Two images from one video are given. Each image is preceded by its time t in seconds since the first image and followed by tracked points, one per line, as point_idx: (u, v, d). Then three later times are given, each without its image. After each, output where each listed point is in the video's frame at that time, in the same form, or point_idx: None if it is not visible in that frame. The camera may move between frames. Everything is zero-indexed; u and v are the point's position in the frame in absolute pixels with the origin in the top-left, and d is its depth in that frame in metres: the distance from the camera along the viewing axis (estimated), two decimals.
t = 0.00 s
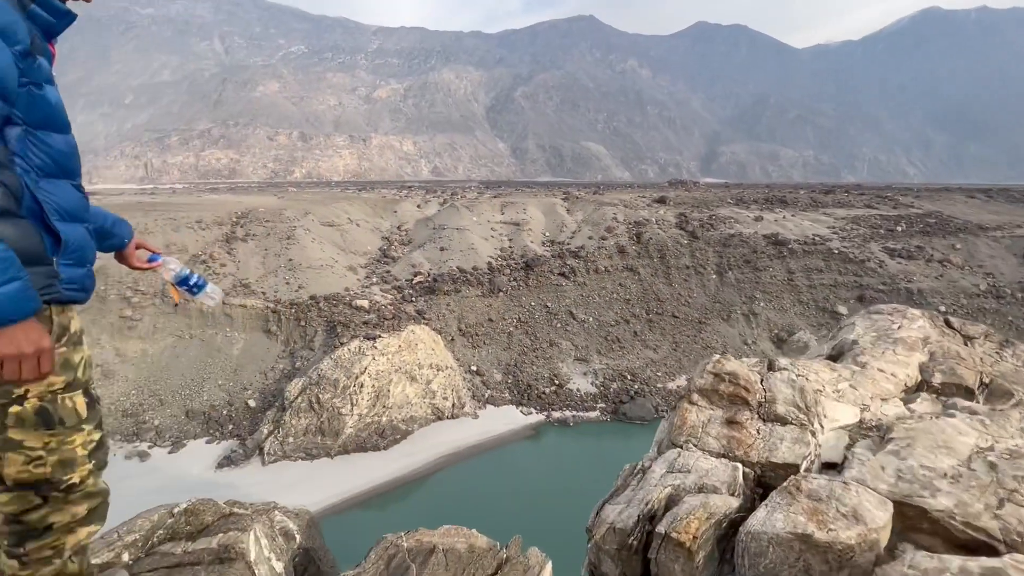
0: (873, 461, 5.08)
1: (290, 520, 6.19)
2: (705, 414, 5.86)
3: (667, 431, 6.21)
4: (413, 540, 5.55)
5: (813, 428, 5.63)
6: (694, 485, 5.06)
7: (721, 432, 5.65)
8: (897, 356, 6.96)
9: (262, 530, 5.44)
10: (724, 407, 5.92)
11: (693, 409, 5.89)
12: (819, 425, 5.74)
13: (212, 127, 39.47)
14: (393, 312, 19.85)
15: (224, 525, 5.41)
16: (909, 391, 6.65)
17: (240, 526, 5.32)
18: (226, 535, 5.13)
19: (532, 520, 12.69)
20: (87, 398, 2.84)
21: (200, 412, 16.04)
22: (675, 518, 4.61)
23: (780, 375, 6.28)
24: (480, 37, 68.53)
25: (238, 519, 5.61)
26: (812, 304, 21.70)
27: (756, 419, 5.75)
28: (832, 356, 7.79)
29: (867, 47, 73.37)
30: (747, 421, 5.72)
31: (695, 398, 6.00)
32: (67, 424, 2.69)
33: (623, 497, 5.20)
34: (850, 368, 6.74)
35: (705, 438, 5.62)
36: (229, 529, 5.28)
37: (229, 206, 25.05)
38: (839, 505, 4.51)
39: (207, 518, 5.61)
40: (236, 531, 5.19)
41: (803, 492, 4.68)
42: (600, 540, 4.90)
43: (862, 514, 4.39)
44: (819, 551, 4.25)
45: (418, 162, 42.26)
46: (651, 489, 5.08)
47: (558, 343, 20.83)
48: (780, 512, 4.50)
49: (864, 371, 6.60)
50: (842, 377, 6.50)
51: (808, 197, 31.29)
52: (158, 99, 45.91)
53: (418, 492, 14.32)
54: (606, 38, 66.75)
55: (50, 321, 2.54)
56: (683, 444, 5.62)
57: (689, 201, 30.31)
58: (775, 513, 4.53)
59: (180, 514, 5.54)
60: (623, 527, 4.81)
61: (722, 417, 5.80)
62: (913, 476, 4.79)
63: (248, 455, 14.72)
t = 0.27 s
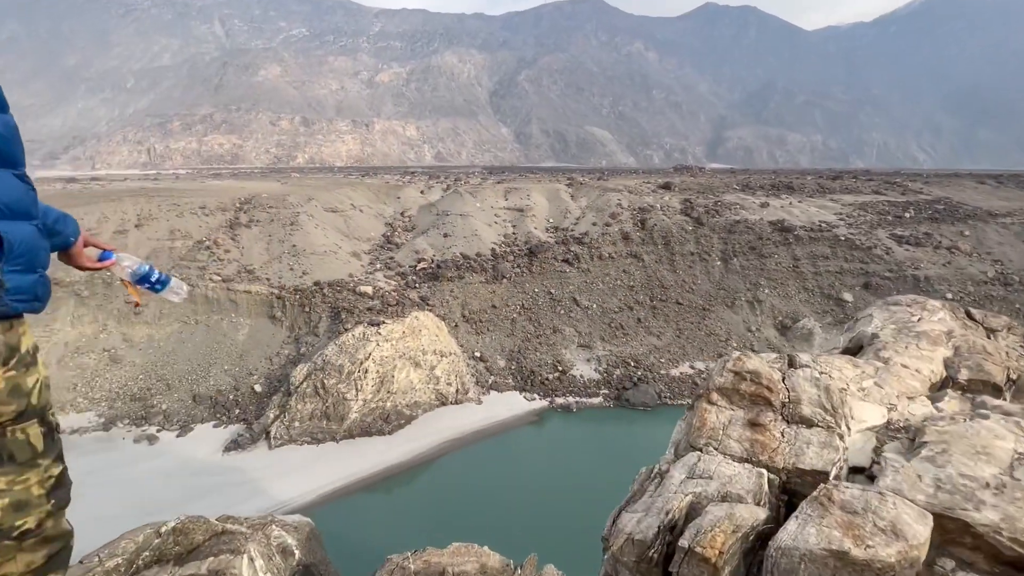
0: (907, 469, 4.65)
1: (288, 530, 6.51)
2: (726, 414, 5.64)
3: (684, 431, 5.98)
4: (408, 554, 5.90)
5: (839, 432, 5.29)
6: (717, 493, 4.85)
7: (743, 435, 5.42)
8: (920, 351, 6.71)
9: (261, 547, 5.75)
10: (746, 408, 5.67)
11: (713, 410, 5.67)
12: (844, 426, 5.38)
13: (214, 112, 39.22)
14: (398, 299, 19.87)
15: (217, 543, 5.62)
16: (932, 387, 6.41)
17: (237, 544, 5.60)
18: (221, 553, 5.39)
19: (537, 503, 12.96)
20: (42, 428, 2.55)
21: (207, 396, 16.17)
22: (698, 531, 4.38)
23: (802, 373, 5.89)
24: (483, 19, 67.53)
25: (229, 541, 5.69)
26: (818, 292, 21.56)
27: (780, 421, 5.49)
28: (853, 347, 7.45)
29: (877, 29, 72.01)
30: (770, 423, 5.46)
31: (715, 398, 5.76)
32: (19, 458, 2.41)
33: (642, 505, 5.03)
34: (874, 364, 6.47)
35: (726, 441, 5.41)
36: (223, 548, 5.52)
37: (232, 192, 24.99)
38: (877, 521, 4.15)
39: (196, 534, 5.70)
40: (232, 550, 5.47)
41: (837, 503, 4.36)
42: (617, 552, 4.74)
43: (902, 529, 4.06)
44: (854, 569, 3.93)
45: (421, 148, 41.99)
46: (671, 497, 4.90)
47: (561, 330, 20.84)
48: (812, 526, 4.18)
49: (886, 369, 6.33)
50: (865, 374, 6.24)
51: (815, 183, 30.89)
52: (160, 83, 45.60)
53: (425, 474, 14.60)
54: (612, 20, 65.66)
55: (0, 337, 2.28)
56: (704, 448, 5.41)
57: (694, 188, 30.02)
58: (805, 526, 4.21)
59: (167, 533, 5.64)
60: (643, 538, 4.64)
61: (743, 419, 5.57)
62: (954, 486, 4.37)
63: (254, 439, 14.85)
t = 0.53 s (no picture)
0: (935, 452, 4.79)
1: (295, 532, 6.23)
2: (742, 397, 5.85)
3: (701, 414, 6.26)
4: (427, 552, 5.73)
5: (860, 413, 5.41)
6: (740, 479, 5.11)
7: (762, 418, 5.64)
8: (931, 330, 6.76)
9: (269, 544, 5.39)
10: (763, 389, 5.85)
11: (729, 392, 5.89)
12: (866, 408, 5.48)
13: (201, 89, 38.20)
14: (392, 278, 19.86)
15: (222, 540, 5.18)
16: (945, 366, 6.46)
17: (243, 538, 5.22)
18: (228, 547, 5.02)
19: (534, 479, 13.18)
20: (9, 435, 2.81)
21: (202, 376, 16.18)
22: (725, 519, 4.63)
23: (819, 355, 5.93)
24: None
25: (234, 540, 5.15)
26: (810, 270, 21.73)
27: (799, 404, 5.67)
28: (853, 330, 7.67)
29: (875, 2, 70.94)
30: (789, 405, 5.66)
31: (732, 380, 5.95)
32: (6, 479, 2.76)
33: (661, 491, 5.38)
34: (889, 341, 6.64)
35: (745, 424, 5.65)
36: (230, 543, 5.12)
37: (221, 170, 24.56)
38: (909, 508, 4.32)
39: (199, 532, 5.24)
40: (241, 544, 5.09)
41: (865, 489, 4.56)
42: (638, 539, 5.05)
43: (935, 516, 4.24)
44: (887, 556, 4.17)
45: (414, 125, 41.32)
46: (692, 484, 5.19)
47: (556, 309, 20.94)
48: (842, 514, 4.40)
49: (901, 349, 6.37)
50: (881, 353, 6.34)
51: (810, 161, 30.84)
52: (143, 58, 44.21)
53: (422, 451, 14.79)
54: None
55: None
56: (722, 432, 5.68)
57: (689, 165, 29.88)
58: (836, 515, 4.42)
59: (165, 534, 5.13)
60: (666, 526, 4.96)
61: (761, 401, 5.78)
62: (983, 470, 4.51)
63: (251, 419, 14.91)
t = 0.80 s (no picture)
0: (966, 435, 5.37)
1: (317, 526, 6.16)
2: (765, 376, 6.28)
3: (721, 396, 6.59)
4: (464, 548, 5.73)
5: (886, 394, 5.83)
6: (768, 464, 5.45)
7: (787, 400, 6.02)
8: (944, 307, 7.61)
9: (293, 541, 5.42)
10: (786, 368, 6.32)
11: (751, 370, 6.32)
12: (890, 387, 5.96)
13: (181, 58, 36.78)
14: (384, 254, 19.81)
15: (244, 538, 5.18)
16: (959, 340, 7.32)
17: (267, 537, 5.23)
18: (252, 546, 5.03)
19: (529, 451, 13.52)
20: (13, 456, 2.85)
21: (194, 352, 16.18)
22: (759, 507, 4.94)
23: (839, 333, 6.59)
24: None
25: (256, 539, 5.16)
26: (800, 245, 22.00)
27: (823, 384, 6.10)
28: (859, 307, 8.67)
29: None
30: (812, 384, 6.09)
31: (753, 359, 6.41)
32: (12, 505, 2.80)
33: (687, 475, 5.64)
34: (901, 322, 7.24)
35: (771, 406, 5.99)
36: (253, 542, 5.13)
37: (206, 143, 23.97)
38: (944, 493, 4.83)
39: (218, 532, 5.22)
40: (265, 543, 5.10)
41: (900, 474, 5.04)
42: (666, 525, 5.29)
43: (973, 500, 4.73)
44: (927, 541, 4.62)
45: (403, 96, 40.38)
46: (718, 468, 5.47)
47: (549, 284, 21.11)
48: (879, 499, 4.85)
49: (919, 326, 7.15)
50: (897, 332, 7.02)
51: (803, 134, 30.77)
52: (118, 26, 42.37)
53: (416, 425, 15.03)
54: None
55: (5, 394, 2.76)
56: (746, 413, 6.02)
57: (683, 139, 29.68)
58: (872, 500, 4.87)
59: (184, 535, 5.10)
60: (694, 512, 5.20)
61: (785, 381, 6.21)
62: (1014, 452, 5.10)
63: (245, 394, 14.98)
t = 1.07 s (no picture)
0: (996, 418, 5.20)
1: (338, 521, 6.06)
2: (785, 360, 6.13)
3: (740, 378, 6.47)
4: (493, 545, 5.35)
5: (909, 375, 5.80)
6: (794, 449, 5.37)
7: (809, 383, 5.91)
8: (958, 286, 7.66)
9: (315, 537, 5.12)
10: (807, 351, 6.16)
11: (772, 354, 6.16)
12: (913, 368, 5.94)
13: (166, 25, 35.54)
14: (379, 230, 19.65)
15: (263, 539, 4.92)
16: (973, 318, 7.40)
17: (287, 536, 4.95)
18: (271, 548, 4.76)
19: (524, 425, 13.76)
20: None
21: (190, 328, 16.22)
22: (788, 495, 4.91)
23: (858, 313, 6.50)
24: None
25: (274, 539, 4.90)
26: (796, 220, 22.16)
27: (845, 366, 5.99)
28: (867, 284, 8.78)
29: None
30: (835, 367, 5.97)
31: (772, 341, 6.24)
32: None
33: (709, 460, 5.57)
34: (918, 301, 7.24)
35: (793, 390, 5.90)
36: (272, 543, 4.86)
37: (195, 115, 23.43)
38: (979, 480, 4.69)
39: (235, 532, 4.97)
40: (285, 544, 4.80)
41: (931, 460, 4.92)
42: (690, 511, 5.26)
43: (1008, 488, 4.59)
44: (959, 529, 4.50)
45: (397, 67, 39.43)
46: (742, 454, 5.39)
47: (545, 260, 21.14)
48: (910, 487, 4.75)
49: (930, 304, 7.20)
50: (913, 312, 7.01)
51: (803, 107, 30.41)
52: None
53: (412, 400, 15.21)
54: None
55: None
56: (766, 397, 5.91)
57: (682, 112, 29.29)
58: (904, 488, 4.76)
59: (199, 536, 4.85)
60: (720, 499, 5.16)
61: (806, 364, 6.08)
62: None
63: (242, 368, 15.08)
